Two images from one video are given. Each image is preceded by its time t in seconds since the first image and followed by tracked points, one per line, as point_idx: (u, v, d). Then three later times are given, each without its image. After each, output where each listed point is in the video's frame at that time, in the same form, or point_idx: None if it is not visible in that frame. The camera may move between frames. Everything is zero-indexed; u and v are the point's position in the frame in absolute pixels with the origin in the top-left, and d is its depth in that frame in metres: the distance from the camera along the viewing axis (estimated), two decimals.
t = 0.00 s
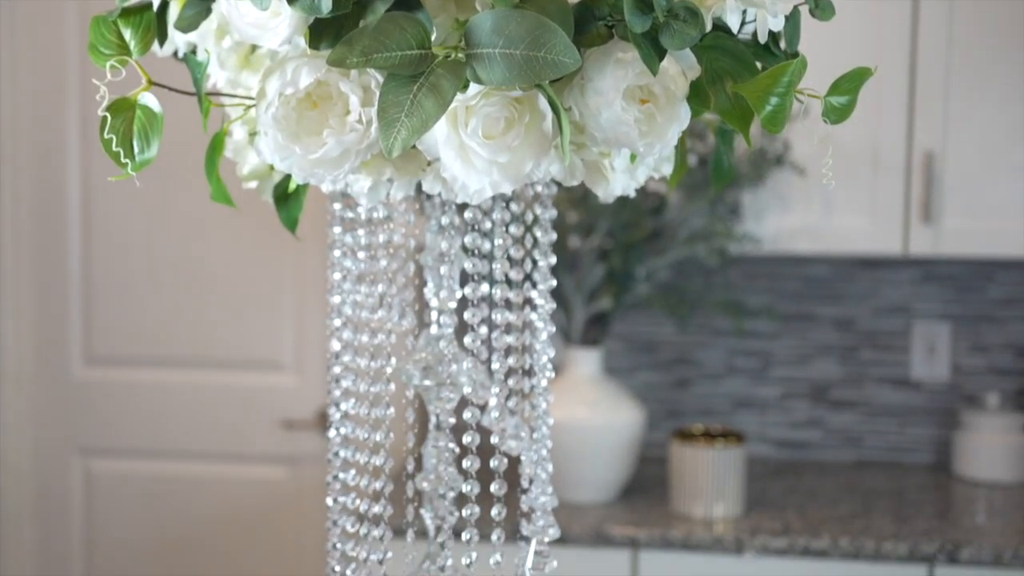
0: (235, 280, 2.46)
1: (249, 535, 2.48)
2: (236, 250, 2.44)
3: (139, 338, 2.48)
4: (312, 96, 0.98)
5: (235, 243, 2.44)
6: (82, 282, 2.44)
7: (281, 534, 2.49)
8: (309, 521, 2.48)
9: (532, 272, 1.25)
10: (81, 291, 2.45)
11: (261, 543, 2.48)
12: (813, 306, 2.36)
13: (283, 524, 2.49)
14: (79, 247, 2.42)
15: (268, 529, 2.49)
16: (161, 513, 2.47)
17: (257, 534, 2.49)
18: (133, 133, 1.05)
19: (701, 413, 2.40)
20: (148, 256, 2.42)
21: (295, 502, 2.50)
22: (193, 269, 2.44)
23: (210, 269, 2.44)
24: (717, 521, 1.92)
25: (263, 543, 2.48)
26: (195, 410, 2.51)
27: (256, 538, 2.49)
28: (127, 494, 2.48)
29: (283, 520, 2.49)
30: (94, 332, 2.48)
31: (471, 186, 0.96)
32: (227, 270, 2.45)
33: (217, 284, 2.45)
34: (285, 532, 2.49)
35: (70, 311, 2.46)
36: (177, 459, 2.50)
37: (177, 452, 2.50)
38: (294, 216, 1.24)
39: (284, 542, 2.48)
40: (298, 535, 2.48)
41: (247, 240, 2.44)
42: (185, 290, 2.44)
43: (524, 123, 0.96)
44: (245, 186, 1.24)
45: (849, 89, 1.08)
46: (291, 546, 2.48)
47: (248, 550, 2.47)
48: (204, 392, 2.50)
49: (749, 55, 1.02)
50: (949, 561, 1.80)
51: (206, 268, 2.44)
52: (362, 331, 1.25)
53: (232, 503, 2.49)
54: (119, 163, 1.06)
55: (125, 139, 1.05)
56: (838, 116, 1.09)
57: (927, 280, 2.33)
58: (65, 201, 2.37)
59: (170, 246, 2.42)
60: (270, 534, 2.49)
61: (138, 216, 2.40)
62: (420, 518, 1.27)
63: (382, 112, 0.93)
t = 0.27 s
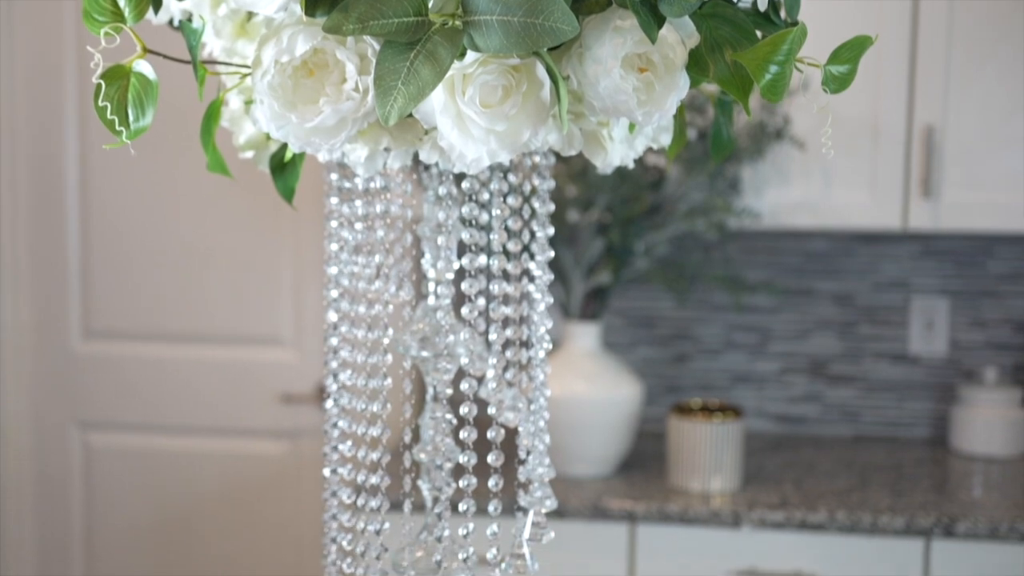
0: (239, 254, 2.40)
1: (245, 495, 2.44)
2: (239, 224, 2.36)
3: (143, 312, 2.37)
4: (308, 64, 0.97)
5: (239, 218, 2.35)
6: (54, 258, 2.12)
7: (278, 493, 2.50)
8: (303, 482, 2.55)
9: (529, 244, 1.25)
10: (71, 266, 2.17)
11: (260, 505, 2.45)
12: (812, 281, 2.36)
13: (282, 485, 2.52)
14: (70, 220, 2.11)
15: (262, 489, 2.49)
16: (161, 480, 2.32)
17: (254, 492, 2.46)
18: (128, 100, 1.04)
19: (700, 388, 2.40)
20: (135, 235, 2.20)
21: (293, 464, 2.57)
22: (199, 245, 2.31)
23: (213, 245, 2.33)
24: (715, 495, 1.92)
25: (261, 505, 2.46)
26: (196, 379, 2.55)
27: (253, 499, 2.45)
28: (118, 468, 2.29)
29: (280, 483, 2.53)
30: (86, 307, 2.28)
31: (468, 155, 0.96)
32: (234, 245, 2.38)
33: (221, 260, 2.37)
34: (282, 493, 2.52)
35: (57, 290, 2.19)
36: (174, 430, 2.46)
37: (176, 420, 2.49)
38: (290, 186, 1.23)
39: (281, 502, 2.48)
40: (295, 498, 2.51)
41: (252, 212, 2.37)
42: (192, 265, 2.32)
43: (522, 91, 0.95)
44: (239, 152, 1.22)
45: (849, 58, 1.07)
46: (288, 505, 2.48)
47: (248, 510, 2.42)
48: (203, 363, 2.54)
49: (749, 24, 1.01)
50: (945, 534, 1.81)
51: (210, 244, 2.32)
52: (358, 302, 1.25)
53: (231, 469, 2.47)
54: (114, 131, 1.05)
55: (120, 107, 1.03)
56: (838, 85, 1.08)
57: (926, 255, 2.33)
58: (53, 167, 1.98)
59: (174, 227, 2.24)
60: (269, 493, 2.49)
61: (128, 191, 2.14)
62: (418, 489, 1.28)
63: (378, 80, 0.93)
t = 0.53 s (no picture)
0: (236, 233, 2.40)
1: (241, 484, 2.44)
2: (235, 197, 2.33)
3: (137, 285, 2.35)
4: (304, 33, 0.95)
5: (234, 190, 2.32)
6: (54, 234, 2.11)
7: (275, 487, 2.47)
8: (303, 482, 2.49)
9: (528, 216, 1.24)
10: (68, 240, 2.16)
11: (255, 493, 2.44)
12: (811, 257, 2.36)
13: (278, 481, 2.47)
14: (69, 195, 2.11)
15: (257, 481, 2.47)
16: (166, 454, 2.38)
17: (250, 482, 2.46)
18: (123, 69, 1.03)
19: (698, 364, 2.40)
20: (139, 212, 2.19)
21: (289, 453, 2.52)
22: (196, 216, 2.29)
23: (207, 217, 2.31)
24: (714, 471, 1.92)
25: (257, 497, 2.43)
26: (196, 356, 2.54)
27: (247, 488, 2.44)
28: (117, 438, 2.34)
29: (278, 478, 2.48)
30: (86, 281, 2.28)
31: (466, 126, 0.95)
32: (227, 216, 2.35)
33: (215, 233, 2.36)
34: (281, 487, 2.47)
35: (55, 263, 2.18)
36: (170, 404, 2.49)
37: (169, 396, 2.49)
38: (287, 157, 1.22)
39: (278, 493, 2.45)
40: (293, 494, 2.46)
41: (249, 185, 2.34)
42: (187, 237, 2.31)
43: (520, 61, 0.94)
44: (238, 126, 1.22)
45: (851, 27, 1.06)
46: (288, 500, 2.44)
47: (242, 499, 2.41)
48: (201, 339, 2.52)
49: None
50: (944, 510, 1.81)
51: (206, 216, 2.31)
52: (357, 274, 1.24)
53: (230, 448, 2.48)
54: (109, 100, 1.04)
55: (116, 76, 1.03)
56: (840, 55, 1.07)
57: (926, 232, 2.32)
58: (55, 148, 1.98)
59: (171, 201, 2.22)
60: (266, 489, 2.46)
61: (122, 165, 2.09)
62: (418, 463, 1.27)
63: (376, 49, 0.92)
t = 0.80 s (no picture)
0: (232, 211, 2.35)
1: (242, 480, 2.41)
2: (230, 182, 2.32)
3: (130, 262, 2.34)
4: (303, 1, 0.95)
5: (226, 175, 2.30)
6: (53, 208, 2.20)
7: (277, 491, 2.43)
8: (306, 486, 2.43)
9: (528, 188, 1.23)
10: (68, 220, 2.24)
11: (256, 494, 2.42)
12: (811, 234, 2.35)
13: (279, 482, 2.42)
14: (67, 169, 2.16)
15: (259, 476, 2.43)
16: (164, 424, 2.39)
17: (251, 482, 2.42)
18: (120, 38, 1.00)
19: (698, 341, 2.39)
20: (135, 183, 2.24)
21: (294, 449, 2.43)
22: (192, 190, 2.29)
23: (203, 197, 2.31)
24: (713, 447, 1.92)
25: (256, 498, 2.42)
26: (196, 329, 2.41)
27: (247, 486, 2.41)
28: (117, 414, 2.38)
29: (278, 479, 2.43)
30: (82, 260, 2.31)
31: (466, 96, 0.94)
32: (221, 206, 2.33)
33: (210, 218, 2.33)
34: (281, 489, 2.43)
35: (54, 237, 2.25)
36: (166, 381, 2.42)
37: (166, 371, 2.42)
38: (285, 129, 1.21)
39: (278, 497, 2.43)
40: (294, 498, 2.43)
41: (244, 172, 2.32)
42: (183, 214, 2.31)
43: (521, 30, 0.93)
44: (234, 97, 1.21)
45: None
46: (287, 505, 2.42)
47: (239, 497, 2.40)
48: (200, 316, 2.41)
49: None
50: (944, 485, 1.81)
51: (202, 193, 2.30)
52: (355, 247, 1.22)
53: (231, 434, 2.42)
54: (106, 70, 1.02)
55: (112, 44, 1.00)
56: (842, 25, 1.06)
57: (927, 208, 2.31)
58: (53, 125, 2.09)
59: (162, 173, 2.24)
60: (266, 491, 2.42)
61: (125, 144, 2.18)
62: (417, 437, 1.27)
63: (375, 17, 0.90)
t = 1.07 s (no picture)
0: (229, 185, 2.34)
1: (240, 477, 2.42)
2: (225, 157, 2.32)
3: (128, 237, 2.37)
4: None
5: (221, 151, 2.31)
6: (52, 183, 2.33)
7: (277, 488, 2.43)
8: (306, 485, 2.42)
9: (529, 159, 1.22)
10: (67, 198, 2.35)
11: (256, 493, 2.43)
12: (812, 209, 2.34)
13: (277, 478, 2.42)
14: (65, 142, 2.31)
15: (257, 471, 2.42)
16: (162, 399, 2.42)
17: (251, 477, 2.43)
18: (116, 5, 0.98)
19: (699, 316, 2.39)
20: (128, 156, 2.31)
21: (294, 445, 2.41)
22: (186, 165, 2.32)
23: (198, 172, 2.33)
24: (714, 422, 1.92)
25: (258, 493, 2.43)
26: (194, 303, 2.39)
27: (245, 483, 2.43)
28: (123, 390, 2.42)
29: (277, 472, 2.42)
30: (82, 233, 2.38)
31: (466, 65, 0.93)
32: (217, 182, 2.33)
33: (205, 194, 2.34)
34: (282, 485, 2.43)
35: (55, 209, 2.35)
36: (167, 357, 2.41)
37: (164, 348, 2.41)
38: (284, 99, 1.20)
39: (279, 493, 2.43)
40: (295, 495, 2.42)
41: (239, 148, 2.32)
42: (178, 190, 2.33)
43: None
44: (234, 67, 1.19)
45: None
46: (286, 501, 2.43)
47: (240, 494, 2.43)
48: (200, 290, 2.39)
49: None
50: (944, 460, 1.81)
51: (198, 168, 2.32)
52: (354, 217, 1.21)
53: (228, 416, 2.42)
54: (103, 37, 1.00)
55: (109, 11, 0.99)
56: None
57: (929, 183, 2.30)
58: (52, 103, 2.28)
59: (153, 148, 2.30)
60: (265, 486, 2.43)
61: (119, 119, 2.29)
62: (416, 409, 1.25)
63: None
